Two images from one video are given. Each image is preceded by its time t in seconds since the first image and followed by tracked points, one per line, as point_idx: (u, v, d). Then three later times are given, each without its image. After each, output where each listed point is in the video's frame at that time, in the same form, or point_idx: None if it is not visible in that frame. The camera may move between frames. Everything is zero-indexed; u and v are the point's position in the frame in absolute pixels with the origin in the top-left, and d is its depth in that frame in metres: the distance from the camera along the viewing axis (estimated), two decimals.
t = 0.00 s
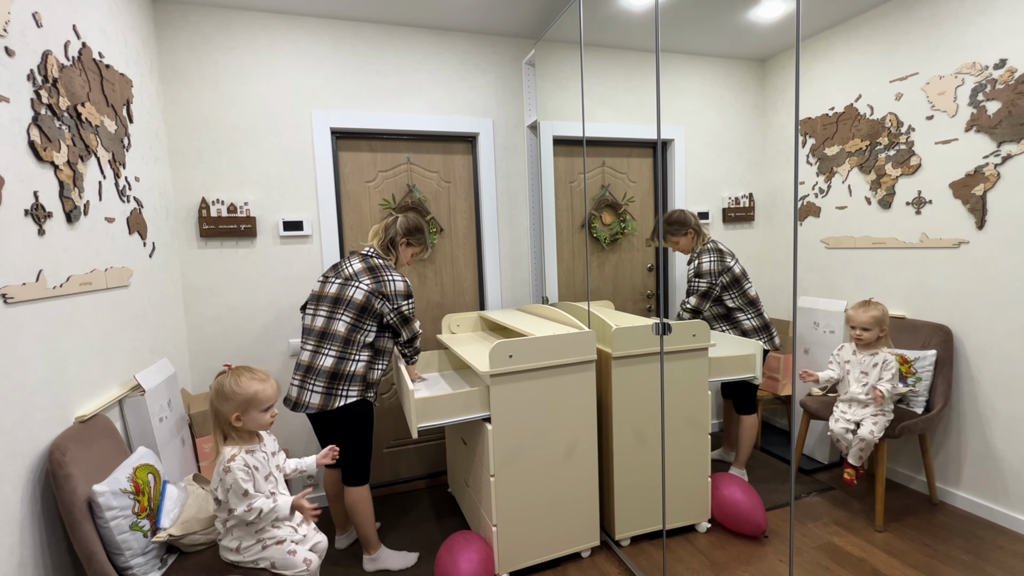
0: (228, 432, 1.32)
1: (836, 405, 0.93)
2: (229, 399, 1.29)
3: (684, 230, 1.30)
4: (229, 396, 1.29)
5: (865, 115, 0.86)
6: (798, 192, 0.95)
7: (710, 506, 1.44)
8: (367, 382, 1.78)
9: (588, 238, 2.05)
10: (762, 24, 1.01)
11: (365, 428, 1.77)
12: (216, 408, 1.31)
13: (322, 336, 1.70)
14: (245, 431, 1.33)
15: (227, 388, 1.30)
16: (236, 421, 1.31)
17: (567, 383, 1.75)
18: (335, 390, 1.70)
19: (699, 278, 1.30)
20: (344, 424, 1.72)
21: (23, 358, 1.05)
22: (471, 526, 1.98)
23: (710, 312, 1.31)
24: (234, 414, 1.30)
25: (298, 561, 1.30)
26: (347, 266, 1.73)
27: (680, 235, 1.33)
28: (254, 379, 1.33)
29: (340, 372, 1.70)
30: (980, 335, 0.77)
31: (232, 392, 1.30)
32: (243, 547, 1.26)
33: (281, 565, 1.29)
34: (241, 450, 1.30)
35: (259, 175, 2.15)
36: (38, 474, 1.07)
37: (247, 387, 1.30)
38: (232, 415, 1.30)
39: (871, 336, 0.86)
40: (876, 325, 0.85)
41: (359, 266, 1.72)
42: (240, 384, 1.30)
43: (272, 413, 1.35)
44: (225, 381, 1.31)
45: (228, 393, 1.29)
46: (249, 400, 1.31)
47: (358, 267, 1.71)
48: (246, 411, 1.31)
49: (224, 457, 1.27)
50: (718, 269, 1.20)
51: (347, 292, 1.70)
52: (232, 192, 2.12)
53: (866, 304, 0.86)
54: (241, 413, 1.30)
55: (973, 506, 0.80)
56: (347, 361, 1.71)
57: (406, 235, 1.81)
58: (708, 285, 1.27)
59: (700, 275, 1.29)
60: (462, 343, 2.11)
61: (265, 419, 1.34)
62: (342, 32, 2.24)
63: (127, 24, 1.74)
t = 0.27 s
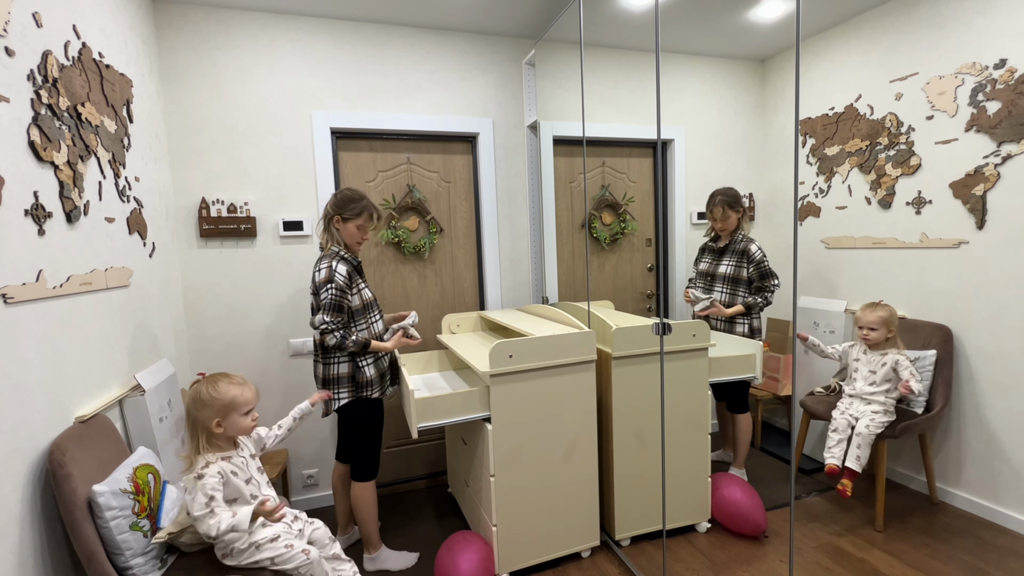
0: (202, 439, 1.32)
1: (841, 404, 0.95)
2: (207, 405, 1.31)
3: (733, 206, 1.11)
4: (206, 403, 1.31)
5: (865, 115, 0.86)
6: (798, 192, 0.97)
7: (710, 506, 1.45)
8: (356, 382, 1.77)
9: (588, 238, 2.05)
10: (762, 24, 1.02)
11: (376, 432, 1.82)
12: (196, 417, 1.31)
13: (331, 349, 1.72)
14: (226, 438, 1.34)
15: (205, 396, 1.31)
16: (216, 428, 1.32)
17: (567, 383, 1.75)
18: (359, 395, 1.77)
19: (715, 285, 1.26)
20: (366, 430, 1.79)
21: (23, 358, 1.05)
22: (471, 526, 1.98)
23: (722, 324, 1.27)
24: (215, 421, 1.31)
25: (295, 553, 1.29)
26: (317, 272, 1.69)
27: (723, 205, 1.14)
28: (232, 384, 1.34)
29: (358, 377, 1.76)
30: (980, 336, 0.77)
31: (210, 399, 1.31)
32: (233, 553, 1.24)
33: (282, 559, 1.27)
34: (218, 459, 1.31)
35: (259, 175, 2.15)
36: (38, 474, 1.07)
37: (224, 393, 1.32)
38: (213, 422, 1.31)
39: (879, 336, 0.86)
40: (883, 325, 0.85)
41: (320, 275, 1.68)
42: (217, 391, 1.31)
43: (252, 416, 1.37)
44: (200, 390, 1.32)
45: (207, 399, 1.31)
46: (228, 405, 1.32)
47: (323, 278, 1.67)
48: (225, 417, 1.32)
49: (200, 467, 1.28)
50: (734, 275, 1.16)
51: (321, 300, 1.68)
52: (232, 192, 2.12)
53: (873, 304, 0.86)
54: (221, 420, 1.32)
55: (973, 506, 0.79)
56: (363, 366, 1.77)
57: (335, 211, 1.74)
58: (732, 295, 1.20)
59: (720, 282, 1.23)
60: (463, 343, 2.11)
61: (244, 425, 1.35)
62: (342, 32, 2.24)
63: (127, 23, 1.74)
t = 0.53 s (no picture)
0: (228, 436, 1.32)
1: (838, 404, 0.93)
2: (228, 402, 1.31)
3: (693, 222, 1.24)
4: (226, 401, 1.30)
5: (866, 115, 0.88)
6: (798, 192, 0.94)
7: (710, 506, 1.45)
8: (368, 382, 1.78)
9: (588, 238, 2.05)
10: (762, 23, 0.99)
11: (370, 424, 1.80)
12: (216, 413, 1.32)
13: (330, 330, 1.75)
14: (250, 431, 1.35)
15: (223, 394, 1.31)
16: (241, 423, 1.32)
17: (567, 383, 1.75)
18: (337, 388, 1.72)
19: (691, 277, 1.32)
20: (348, 420, 1.76)
21: (23, 358, 1.05)
22: (471, 526, 1.98)
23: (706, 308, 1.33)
24: (238, 416, 1.31)
25: (297, 556, 1.30)
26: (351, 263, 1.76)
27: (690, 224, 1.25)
28: (250, 380, 1.34)
29: (341, 369, 1.72)
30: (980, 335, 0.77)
31: (230, 396, 1.31)
32: (239, 550, 1.26)
33: (282, 561, 1.28)
34: (243, 453, 1.31)
35: (259, 174, 2.15)
36: (39, 474, 1.07)
37: (244, 389, 1.32)
38: (235, 417, 1.32)
39: (867, 335, 0.88)
40: (873, 325, 0.87)
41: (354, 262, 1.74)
42: (236, 388, 1.31)
43: (274, 408, 1.38)
44: (219, 390, 1.31)
45: (227, 398, 1.31)
46: (248, 400, 1.32)
47: (354, 266, 1.73)
48: (248, 412, 1.32)
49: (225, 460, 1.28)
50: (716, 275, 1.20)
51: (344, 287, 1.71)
52: (232, 192, 2.12)
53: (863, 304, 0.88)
54: (244, 415, 1.32)
55: (972, 506, 0.80)
56: (348, 359, 1.73)
57: (407, 229, 1.78)
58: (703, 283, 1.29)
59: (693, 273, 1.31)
60: (462, 343, 2.11)
61: (266, 417, 1.36)
62: (342, 32, 2.24)
63: (127, 23, 1.74)
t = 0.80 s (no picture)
0: (206, 442, 1.28)
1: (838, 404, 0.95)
2: (216, 407, 1.28)
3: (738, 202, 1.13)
4: (215, 405, 1.27)
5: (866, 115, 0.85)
6: (799, 192, 0.98)
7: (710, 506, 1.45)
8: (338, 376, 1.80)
9: (588, 238, 2.05)
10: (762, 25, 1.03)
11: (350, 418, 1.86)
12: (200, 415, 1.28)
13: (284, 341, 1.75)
14: (225, 442, 1.30)
15: (214, 398, 1.28)
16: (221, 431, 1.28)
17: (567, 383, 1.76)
18: (309, 392, 1.76)
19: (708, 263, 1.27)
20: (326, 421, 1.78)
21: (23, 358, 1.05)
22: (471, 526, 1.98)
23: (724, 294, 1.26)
24: (221, 424, 1.28)
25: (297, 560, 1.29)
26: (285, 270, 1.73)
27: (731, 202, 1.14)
28: (244, 388, 1.32)
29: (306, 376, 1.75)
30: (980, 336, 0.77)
31: (220, 402, 1.28)
32: (242, 549, 1.26)
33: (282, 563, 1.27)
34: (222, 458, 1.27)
35: (259, 175, 2.15)
36: (39, 474, 1.07)
37: (237, 397, 1.30)
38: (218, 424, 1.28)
39: (873, 341, 0.88)
40: (877, 330, 0.87)
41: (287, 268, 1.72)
42: (232, 394, 1.29)
43: (256, 422, 1.35)
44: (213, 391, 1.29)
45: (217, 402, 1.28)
46: (236, 409, 1.30)
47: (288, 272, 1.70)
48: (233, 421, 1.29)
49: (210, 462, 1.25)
50: (751, 270, 1.13)
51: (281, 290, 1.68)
52: (232, 192, 2.12)
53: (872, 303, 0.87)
54: (227, 423, 1.29)
55: (976, 508, 0.78)
56: (310, 364, 1.75)
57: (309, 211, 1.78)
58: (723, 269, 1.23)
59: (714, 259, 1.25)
60: (463, 343, 2.11)
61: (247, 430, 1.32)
62: (342, 32, 2.23)
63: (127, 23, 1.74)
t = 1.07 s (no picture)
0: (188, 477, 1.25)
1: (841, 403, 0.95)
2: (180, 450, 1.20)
3: (751, 204, 1.07)
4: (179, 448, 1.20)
5: (865, 115, 0.87)
6: (798, 192, 0.98)
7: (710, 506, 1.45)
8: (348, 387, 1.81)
9: (588, 238, 2.05)
10: (762, 24, 1.02)
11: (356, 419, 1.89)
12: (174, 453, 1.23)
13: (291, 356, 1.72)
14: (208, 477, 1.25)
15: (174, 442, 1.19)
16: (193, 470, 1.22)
17: (567, 383, 1.75)
18: (320, 404, 1.76)
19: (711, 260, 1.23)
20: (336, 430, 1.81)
21: (23, 357, 1.05)
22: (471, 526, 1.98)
23: (724, 295, 1.24)
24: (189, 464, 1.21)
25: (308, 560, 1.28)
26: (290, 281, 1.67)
27: (740, 204, 1.09)
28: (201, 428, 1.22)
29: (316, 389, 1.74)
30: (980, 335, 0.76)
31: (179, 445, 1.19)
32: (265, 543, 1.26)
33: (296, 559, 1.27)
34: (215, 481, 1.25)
35: (259, 175, 2.15)
36: (39, 474, 1.07)
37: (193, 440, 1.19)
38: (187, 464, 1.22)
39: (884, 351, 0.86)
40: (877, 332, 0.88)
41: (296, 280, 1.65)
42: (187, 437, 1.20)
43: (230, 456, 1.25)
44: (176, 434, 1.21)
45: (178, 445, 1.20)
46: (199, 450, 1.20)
47: (296, 287, 1.65)
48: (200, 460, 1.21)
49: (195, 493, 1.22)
50: (754, 279, 1.10)
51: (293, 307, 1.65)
52: (232, 192, 2.12)
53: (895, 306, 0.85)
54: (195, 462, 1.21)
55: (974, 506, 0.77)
56: (319, 378, 1.73)
57: (317, 211, 1.71)
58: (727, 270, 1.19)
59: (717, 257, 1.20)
60: (463, 343, 2.11)
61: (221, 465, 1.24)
62: (342, 32, 2.24)
63: (127, 23, 1.74)
